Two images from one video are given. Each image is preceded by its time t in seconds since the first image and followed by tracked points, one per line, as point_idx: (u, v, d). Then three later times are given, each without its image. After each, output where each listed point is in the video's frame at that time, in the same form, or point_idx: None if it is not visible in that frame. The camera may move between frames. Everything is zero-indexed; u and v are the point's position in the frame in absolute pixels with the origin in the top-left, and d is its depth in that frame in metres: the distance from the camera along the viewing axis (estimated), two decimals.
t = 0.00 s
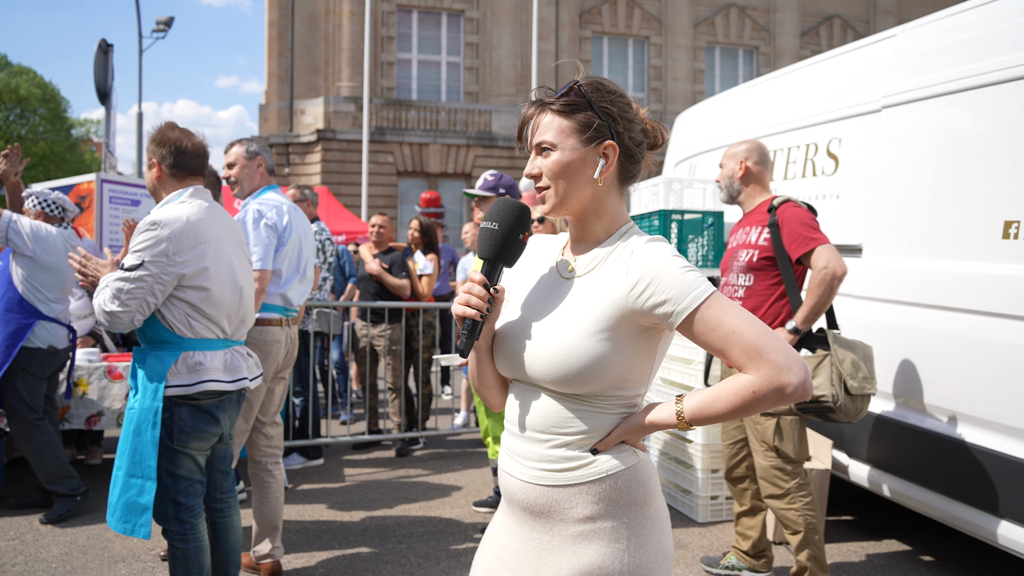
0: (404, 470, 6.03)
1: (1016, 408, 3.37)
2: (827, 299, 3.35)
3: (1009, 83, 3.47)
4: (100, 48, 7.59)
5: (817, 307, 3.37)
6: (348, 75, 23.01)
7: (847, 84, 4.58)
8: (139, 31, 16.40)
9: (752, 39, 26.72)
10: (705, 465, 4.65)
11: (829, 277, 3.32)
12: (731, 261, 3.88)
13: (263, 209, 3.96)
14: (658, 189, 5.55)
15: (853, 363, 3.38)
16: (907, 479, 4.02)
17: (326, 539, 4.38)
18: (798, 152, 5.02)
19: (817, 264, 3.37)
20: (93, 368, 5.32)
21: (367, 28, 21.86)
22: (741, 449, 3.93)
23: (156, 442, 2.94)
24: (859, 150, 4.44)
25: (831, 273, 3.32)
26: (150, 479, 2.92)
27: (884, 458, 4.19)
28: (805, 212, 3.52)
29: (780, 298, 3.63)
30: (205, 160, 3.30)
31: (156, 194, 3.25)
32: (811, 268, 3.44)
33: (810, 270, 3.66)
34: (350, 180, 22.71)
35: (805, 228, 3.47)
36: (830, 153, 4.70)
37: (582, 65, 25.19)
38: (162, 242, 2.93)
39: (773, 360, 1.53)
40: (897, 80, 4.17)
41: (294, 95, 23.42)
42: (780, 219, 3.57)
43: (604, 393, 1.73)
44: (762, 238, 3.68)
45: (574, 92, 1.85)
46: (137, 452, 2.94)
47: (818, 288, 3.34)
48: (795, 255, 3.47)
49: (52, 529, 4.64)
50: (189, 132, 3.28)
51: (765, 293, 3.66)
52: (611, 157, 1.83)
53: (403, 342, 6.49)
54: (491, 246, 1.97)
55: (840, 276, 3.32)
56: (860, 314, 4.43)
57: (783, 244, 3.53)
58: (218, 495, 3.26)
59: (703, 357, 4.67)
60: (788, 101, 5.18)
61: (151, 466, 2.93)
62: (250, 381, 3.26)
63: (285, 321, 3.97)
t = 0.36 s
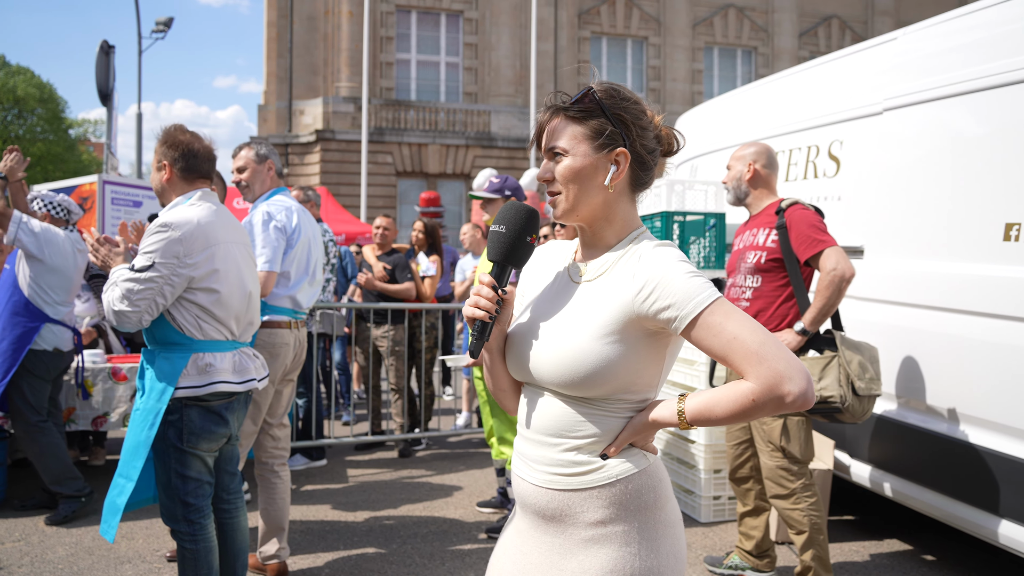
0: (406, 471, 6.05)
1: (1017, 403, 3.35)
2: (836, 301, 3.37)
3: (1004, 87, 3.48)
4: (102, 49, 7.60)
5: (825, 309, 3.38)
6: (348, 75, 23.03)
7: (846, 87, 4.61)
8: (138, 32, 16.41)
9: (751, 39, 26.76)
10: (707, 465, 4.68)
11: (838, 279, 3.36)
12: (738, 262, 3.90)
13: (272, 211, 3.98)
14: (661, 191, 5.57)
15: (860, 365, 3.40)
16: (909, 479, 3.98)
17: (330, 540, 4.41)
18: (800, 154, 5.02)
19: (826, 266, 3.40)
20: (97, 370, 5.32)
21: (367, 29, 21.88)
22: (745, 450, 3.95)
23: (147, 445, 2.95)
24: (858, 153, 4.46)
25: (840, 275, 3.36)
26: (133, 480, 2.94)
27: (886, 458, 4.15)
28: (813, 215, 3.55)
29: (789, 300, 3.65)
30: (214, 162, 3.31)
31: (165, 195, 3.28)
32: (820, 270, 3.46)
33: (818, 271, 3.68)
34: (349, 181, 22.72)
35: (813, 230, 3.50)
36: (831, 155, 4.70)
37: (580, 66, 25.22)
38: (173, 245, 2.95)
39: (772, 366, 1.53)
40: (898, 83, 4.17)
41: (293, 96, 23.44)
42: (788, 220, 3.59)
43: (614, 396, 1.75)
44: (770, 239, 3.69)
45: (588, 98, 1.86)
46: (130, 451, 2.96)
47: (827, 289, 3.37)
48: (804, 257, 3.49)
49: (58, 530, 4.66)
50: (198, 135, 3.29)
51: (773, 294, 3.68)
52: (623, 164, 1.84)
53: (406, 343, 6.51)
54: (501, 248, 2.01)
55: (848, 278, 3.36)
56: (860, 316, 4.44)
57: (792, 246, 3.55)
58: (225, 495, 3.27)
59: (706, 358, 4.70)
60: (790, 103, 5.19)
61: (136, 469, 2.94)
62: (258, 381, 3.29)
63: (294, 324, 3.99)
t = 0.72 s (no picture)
0: (393, 472, 6.06)
1: (1012, 402, 3.34)
2: (826, 302, 3.42)
3: (1003, 90, 3.45)
4: (86, 49, 7.53)
5: (816, 311, 3.43)
6: (332, 76, 22.94)
7: (839, 89, 4.59)
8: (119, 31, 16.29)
9: (734, 41, 26.95)
10: (694, 465, 4.72)
11: (829, 282, 3.39)
12: (729, 264, 3.95)
13: (278, 214, 3.94)
14: (647, 194, 5.62)
15: (851, 365, 3.46)
16: (891, 476, 4.05)
17: (319, 542, 4.41)
18: (785, 158, 5.07)
19: (817, 268, 3.44)
20: (83, 372, 5.27)
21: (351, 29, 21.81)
22: (736, 450, 3.99)
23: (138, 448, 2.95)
24: (851, 156, 4.46)
25: (831, 277, 3.40)
26: (121, 482, 2.94)
27: (869, 458, 4.21)
28: (805, 218, 3.59)
29: (780, 301, 3.72)
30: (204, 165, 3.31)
31: (155, 199, 3.26)
32: (810, 272, 3.51)
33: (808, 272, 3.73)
34: (333, 182, 22.64)
35: (804, 233, 3.54)
36: (816, 159, 4.76)
37: (565, 67, 25.29)
38: (168, 248, 2.95)
39: (799, 353, 1.76)
40: (881, 88, 4.23)
41: (277, 96, 23.32)
42: (780, 224, 3.63)
43: (634, 397, 1.81)
44: (761, 242, 3.75)
45: (601, 107, 1.90)
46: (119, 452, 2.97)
47: (818, 291, 3.41)
48: (794, 260, 3.54)
49: (44, 533, 4.62)
50: (188, 137, 3.28)
51: (765, 296, 3.74)
52: (630, 176, 1.91)
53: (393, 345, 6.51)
54: (517, 248, 1.88)
55: (839, 280, 3.40)
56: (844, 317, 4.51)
57: (783, 248, 3.60)
58: (215, 498, 3.27)
59: (693, 359, 4.75)
60: (774, 107, 5.24)
61: (127, 471, 2.94)
62: (248, 384, 3.29)
63: (290, 326, 3.99)
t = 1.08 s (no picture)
0: (366, 472, 6.01)
1: (1013, 412, 3.24)
2: (801, 301, 3.48)
3: (1003, 87, 3.37)
4: (50, 45, 7.33)
5: (791, 310, 3.49)
6: (300, 74, 22.69)
7: (817, 89, 4.59)
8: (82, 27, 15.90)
9: (701, 43, 27.25)
10: (667, 463, 4.76)
11: (803, 281, 3.45)
12: (705, 264, 3.98)
13: (264, 216, 3.92)
14: (619, 193, 5.62)
15: (824, 364, 3.50)
16: (859, 473, 4.12)
17: (293, 543, 4.36)
18: (754, 159, 5.12)
19: (792, 268, 3.48)
20: (50, 374, 5.13)
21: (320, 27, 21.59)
22: (711, 447, 4.03)
23: (110, 450, 2.88)
24: (836, 155, 4.39)
25: (806, 276, 3.45)
26: (93, 483, 2.88)
27: (838, 455, 4.27)
28: (780, 218, 3.64)
29: (755, 301, 3.74)
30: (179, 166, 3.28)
31: (129, 198, 3.18)
32: (785, 272, 3.55)
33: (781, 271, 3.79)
34: (301, 180, 22.38)
35: (779, 233, 3.59)
36: (786, 160, 4.82)
37: (534, 67, 25.34)
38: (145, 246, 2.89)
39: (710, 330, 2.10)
40: (850, 91, 4.31)
41: (243, 94, 23.01)
42: (756, 224, 3.68)
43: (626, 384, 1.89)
44: (737, 242, 3.80)
45: (571, 107, 1.91)
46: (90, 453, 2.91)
47: (792, 290, 3.47)
48: (771, 259, 3.58)
49: (9, 539, 4.49)
50: (162, 137, 3.24)
51: (741, 295, 3.77)
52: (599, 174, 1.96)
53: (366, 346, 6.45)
54: (552, 246, 1.72)
55: (813, 280, 3.45)
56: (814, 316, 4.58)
57: (759, 248, 3.65)
58: (188, 499, 3.20)
59: (666, 359, 4.78)
60: (744, 110, 5.31)
61: (98, 473, 2.88)
62: (223, 385, 3.24)
63: (269, 326, 4.01)
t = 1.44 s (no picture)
0: (339, 473, 5.96)
1: (1003, 414, 3.23)
2: (778, 300, 3.51)
3: (1004, 85, 3.30)
4: (12, 39, 7.11)
5: (768, 309, 3.53)
6: (266, 72, 22.37)
7: (788, 91, 4.66)
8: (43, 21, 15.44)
9: (668, 45, 27.50)
10: (641, 461, 4.81)
11: (781, 281, 3.49)
12: (685, 263, 4.04)
13: (236, 216, 3.87)
14: (593, 193, 5.68)
15: (800, 363, 3.56)
16: (831, 469, 4.20)
17: (267, 545, 4.29)
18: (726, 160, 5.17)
19: (770, 268, 3.53)
20: (16, 375, 4.97)
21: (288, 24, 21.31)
22: (686, 446, 4.06)
23: (83, 450, 2.80)
24: (824, 153, 4.33)
25: (783, 276, 3.49)
26: (65, 484, 2.80)
27: (810, 452, 4.35)
28: (758, 219, 3.69)
29: (733, 300, 3.78)
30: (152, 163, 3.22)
31: (101, 196, 3.13)
32: (763, 272, 3.60)
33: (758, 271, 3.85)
34: (268, 179, 22.08)
35: (758, 233, 3.63)
36: (757, 161, 4.88)
37: (503, 67, 25.34)
38: (117, 244, 2.81)
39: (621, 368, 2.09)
40: (821, 93, 4.37)
41: (209, 91, 22.62)
42: (735, 224, 3.73)
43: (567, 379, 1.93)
44: (716, 241, 3.85)
45: (519, 108, 1.94)
46: (60, 454, 2.82)
47: (770, 290, 3.51)
48: (749, 259, 3.63)
49: None
50: (135, 134, 3.18)
51: (718, 294, 3.82)
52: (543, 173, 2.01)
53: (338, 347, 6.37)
54: (487, 247, 1.77)
55: (790, 280, 3.49)
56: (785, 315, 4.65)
57: (737, 248, 3.70)
58: (163, 501, 3.13)
59: (639, 357, 4.80)
60: (716, 111, 5.36)
61: (70, 474, 2.79)
62: (199, 385, 3.18)
63: (241, 326, 3.97)
